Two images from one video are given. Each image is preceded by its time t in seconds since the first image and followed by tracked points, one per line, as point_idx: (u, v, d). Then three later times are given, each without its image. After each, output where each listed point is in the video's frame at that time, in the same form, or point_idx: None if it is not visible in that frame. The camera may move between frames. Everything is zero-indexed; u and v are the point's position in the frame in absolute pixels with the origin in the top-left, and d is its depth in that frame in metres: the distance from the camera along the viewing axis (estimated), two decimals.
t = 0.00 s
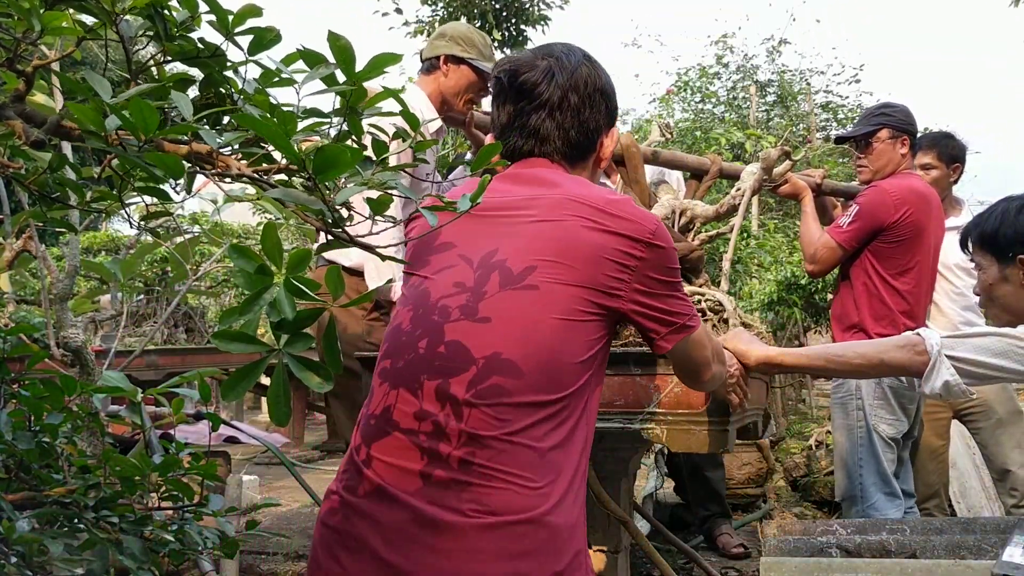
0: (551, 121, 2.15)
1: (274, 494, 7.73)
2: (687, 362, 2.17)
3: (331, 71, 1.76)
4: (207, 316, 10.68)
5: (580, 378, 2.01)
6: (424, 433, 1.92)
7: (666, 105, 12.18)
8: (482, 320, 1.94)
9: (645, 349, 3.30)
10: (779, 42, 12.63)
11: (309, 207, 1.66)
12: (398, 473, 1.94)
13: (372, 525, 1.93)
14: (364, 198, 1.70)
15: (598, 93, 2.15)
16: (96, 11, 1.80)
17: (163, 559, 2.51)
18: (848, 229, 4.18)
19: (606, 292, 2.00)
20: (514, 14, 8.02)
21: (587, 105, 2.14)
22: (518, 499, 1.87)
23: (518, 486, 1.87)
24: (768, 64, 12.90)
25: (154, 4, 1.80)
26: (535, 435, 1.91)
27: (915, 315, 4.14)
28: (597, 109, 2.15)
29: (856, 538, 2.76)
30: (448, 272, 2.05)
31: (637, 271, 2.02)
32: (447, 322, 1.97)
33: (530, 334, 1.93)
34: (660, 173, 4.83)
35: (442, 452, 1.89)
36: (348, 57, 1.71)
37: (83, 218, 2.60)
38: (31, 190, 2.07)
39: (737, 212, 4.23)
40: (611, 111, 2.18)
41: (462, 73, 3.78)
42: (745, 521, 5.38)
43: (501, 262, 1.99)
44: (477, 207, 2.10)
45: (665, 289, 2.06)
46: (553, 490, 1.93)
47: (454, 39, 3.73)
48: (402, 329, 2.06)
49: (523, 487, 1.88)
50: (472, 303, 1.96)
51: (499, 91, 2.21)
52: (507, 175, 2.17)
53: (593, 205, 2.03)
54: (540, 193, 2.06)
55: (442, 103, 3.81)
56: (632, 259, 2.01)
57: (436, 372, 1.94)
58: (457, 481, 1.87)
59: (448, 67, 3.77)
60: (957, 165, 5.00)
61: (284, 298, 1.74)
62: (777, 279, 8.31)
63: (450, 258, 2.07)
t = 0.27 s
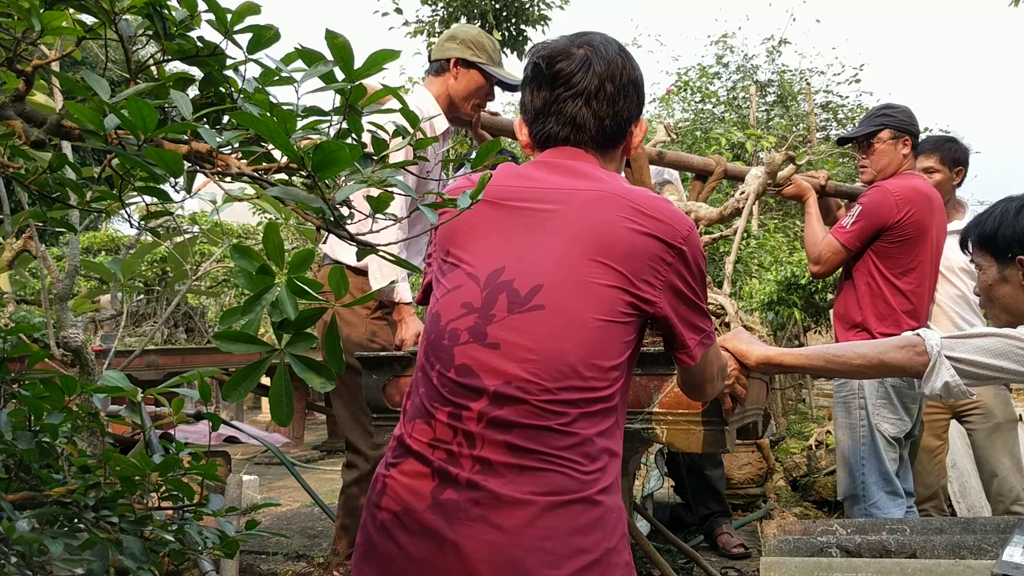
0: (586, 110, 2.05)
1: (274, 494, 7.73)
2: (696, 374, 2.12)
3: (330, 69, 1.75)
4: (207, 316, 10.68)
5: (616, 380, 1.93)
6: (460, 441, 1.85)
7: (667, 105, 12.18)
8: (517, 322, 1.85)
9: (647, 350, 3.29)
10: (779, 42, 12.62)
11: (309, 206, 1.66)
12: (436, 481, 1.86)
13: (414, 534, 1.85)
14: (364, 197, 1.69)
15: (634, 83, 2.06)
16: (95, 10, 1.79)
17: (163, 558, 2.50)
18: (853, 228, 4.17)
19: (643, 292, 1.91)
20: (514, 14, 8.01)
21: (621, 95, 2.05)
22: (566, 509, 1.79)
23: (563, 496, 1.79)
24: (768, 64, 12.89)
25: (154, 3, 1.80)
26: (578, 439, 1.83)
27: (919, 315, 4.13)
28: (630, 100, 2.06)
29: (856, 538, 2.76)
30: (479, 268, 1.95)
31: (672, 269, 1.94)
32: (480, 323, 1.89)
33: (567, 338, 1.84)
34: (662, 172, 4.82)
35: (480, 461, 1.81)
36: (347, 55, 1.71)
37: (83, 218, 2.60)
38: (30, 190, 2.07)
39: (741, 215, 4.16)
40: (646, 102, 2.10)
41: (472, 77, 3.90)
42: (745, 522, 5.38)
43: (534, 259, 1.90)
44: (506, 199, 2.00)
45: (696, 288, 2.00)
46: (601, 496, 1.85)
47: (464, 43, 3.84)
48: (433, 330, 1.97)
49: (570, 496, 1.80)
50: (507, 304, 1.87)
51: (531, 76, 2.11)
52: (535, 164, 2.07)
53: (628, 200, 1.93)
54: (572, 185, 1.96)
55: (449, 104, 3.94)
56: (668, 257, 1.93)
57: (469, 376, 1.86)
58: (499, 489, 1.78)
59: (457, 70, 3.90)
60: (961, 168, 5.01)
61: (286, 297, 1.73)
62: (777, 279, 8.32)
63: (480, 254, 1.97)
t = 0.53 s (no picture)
0: (591, 100, 2.05)
1: (274, 493, 7.73)
2: (701, 374, 2.09)
3: (331, 70, 1.76)
4: (207, 316, 10.68)
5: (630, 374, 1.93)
6: (482, 435, 1.84)
7: (666, 105, 12.17)
8: (537, 316, 1.85)
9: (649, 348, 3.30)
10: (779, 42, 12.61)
11: (307, 206, 1.66)
12: (459, 475, 1.85)
13: (441, 528, 1.85)
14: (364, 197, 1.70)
15: (638, 74, 2.05)
16: (96, 11, 1.80)
17: (163, 558, 2.51)
18: (856, 232, 4.18)
19: (653, 284, 1.91)
20: (514, 14, 7.99)
21: (626, 86, 2.04)
22: (593, 500, 1.80)
23: (589, 488, 1.80)
24: (769, 63, 12.88)
25: (154, 4, 1.80)
26: (601, 432, 1.84)
27: (920, 315, 4.13)
28: (635, 90, 2.06)
29: (856, 538, 2.75)
30: (493, 261, 1.94)
31: (683, 261, 1.95)
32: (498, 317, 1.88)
33: (586, 332, 1.84)
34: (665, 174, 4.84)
35: (505, 455, 1.81)
36: (347, 56, 1.71)
37: (83, 218, 2.60)
38: (30, 190, 2.07)
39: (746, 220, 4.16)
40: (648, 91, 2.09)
41: (482, 86, 3.93)
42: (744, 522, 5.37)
43: (551, 252, 1.89)
44: (518, 191, 1.98)
45: (705, 279, 2.00)
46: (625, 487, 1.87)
47: (477, 51, 3.86)
48: (447, 324, 1.96)
49: (597, 487, 1.81)
50: (525, 297, 1.86)
51: (535, 67, 2.09)
52: (543, 155, 2.05)
53: (641, 192, 1.93)
54: (585, 177, 1.96)
55: (456, 109, 3.97)
56: (677, 250, 1.93)
57: (489, 371, 1.86)
58: (527, 483, 1.78)
59: (468, 77, 3.92)
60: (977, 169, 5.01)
61: (286, 296, 1.74)
62: (777, 279, 8.33)
63: (493, 247, 1.96)
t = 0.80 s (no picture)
0: (585, 94, 2.04)
1: (273, 493, 7.73)
2: (701, 372, 2.07)
3: (331, 70, 1.76)
4: (207, 316, 10.68)
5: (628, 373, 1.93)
6: (479, 434, 1.85)
7: (666, 105, 12.17)
8: (532, 315, 1.85)
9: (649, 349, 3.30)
10: (779, 42, 12.60)
11: (307, 206, 1.67)
12: (459, 473, 1.85)
13: (442, 526, 1.84)
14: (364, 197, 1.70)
15: (631, 68, 2.04)
16: (96, 11, 1.80)
17: (163, 558, 2.51)
18: (852, 233, 4.22)
19: (648, 282, 1.91)
20: (514, 14, 7.98)
21: (620, 79, 2.04)
22: (592, 497, 1.80)
23: (588, 485, 1.80)
24: (768, 63, 12.88)
25: (154, 4, 1.80)
26: (600, 429, 1.84)
27: (921, 314, 4.12)
28: (629, 84, 2.05)
29: (856, 538, 2.75)
30: (489, 260, 1.94)
31: (678, 259, 1.94)
32: (494, 316, 1.88)
33: (581, 331, 1.84)
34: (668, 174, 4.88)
35: (504, 452, 1.81)
36: (347, 56, 1.71)
37: (82, 218, 2.60)
38: (30, 190, 2.07)
39: (748, 220, 4.17)
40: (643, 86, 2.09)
41: (485, 93, 3.95)
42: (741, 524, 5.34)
43: (546, 250, 1.89)
44: (513, 189, 1.98)
45: (702, 277, 1.99)
46: (624, 484, 1.86)
47: (482, 56, 3.88)
48: (444, 323, 1.96)
49: (595, 484, 1.81)
50: (521, 296, 1.87)
51: (529, 62, 2.09)
52: (537, 152, 2.05)
53: (635, 190, 1.94)
54: (579, 175, 1.96)
55: (460, 113, 3.99)
56: (672, 248, 1.93)
57: (485, 370, 1.86)
58: (526, 480, 1.79)
59: (473, 82, 3.93)
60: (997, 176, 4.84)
61: (287, 296, 1.74)
62: (777, 279, 8.34)
63: (488, 245, 1.96)
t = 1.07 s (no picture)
0: (575, 89, 2.04)
1: (274, 493, 7.73)
2: (696, 366, 2.07)
3: (331, 69, 1.75)
4: (207, 316, 10.67)
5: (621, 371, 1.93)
6: (473, 433, 1.85)
7: (666, 105, 12.17)
8: (524, 315, 1.85)
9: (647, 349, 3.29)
10: (779, 42, 12.60)
11: (307, 206, 1.66)
12: (452, 472, 1.86)
13: (436, 524, 1.85)
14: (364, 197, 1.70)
15: (620, 62, 2.03)
16: (95, 11, 1.80)
17: (163, 558, 2.51)
18: (840, 233, 4.25)
19: (640, 281, 1.91)
20: (514, 14, 7.96)
21: (609, 73, 2.02)
22: (585, 495, 1.80)
23: (580, 483, 1.80)
24: (768, 63, 12.87)
25: (154, 3, 1.80)
26: (592, 429, 1.84)
27: (908, 314, 4.10)
28: (619, 77, 2.04)
29: (856, 538, 2.75)
30: (481, 259, 1.94)
31: (670, 257, 1.94)
32: (487, 316, 1.88)
33: (574, 332, 1.84)
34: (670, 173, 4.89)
35: (498, 452, 1.81)
36: (347, 56, 1.71)
37: (82, 218, 2.60)
38: (30, 190, 2.07)
39: (750, 220, 4.15)
40: (633, 79, 2.07)
41: (487, 95, 3.95)
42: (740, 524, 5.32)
43: (538, 250, 1.89)
44: (505, 188, 1.98)
45: (695, 274, 1.99)
46: (617, 482, 1.87)
47: (484, 60, 3.89)
48: (437, 322, 1.96)
49: (588, 483, 1.81)
50: (513, 296, 1.87)
51: (518, 57, 2.09)
52: (529, 150, 2.05)
53: (626, 188, 1.93)
54: (571, 173, 1.96)
55: (461, 116, 3.98)
56: (664, 245, 1.93)
57: (478, 371, 1.86)
58: (520, 479, 1.79)
59: (474, 85, 3.93)
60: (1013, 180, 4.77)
61: (289, 297, 1.73)
62: (777, 279, 8.35)
63: (480, 245, 1.96)
